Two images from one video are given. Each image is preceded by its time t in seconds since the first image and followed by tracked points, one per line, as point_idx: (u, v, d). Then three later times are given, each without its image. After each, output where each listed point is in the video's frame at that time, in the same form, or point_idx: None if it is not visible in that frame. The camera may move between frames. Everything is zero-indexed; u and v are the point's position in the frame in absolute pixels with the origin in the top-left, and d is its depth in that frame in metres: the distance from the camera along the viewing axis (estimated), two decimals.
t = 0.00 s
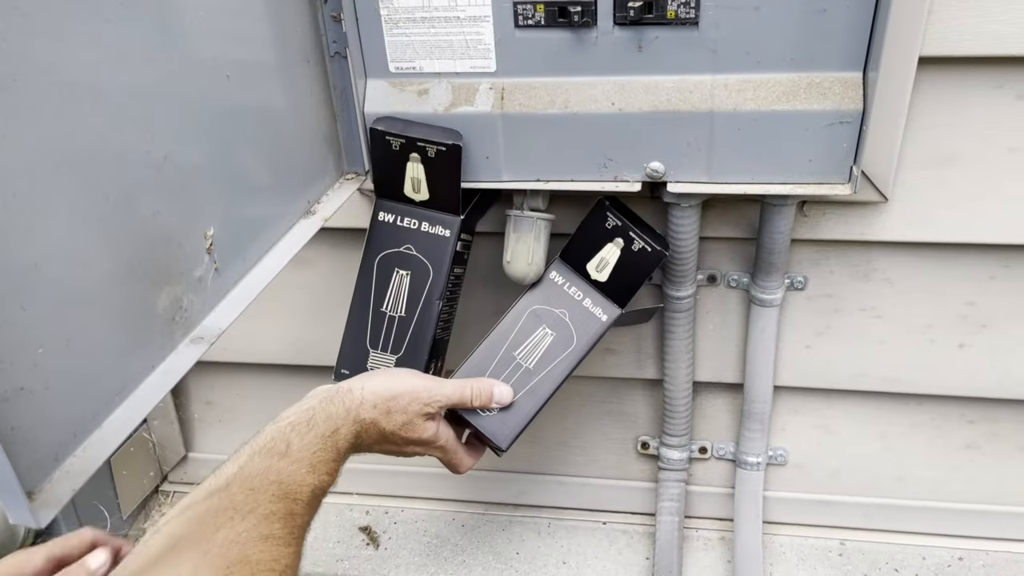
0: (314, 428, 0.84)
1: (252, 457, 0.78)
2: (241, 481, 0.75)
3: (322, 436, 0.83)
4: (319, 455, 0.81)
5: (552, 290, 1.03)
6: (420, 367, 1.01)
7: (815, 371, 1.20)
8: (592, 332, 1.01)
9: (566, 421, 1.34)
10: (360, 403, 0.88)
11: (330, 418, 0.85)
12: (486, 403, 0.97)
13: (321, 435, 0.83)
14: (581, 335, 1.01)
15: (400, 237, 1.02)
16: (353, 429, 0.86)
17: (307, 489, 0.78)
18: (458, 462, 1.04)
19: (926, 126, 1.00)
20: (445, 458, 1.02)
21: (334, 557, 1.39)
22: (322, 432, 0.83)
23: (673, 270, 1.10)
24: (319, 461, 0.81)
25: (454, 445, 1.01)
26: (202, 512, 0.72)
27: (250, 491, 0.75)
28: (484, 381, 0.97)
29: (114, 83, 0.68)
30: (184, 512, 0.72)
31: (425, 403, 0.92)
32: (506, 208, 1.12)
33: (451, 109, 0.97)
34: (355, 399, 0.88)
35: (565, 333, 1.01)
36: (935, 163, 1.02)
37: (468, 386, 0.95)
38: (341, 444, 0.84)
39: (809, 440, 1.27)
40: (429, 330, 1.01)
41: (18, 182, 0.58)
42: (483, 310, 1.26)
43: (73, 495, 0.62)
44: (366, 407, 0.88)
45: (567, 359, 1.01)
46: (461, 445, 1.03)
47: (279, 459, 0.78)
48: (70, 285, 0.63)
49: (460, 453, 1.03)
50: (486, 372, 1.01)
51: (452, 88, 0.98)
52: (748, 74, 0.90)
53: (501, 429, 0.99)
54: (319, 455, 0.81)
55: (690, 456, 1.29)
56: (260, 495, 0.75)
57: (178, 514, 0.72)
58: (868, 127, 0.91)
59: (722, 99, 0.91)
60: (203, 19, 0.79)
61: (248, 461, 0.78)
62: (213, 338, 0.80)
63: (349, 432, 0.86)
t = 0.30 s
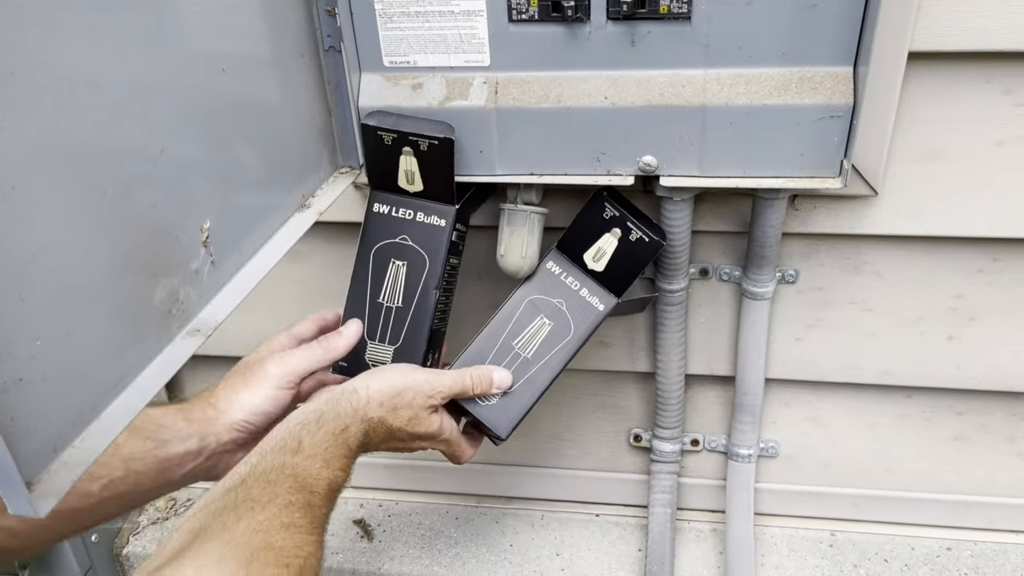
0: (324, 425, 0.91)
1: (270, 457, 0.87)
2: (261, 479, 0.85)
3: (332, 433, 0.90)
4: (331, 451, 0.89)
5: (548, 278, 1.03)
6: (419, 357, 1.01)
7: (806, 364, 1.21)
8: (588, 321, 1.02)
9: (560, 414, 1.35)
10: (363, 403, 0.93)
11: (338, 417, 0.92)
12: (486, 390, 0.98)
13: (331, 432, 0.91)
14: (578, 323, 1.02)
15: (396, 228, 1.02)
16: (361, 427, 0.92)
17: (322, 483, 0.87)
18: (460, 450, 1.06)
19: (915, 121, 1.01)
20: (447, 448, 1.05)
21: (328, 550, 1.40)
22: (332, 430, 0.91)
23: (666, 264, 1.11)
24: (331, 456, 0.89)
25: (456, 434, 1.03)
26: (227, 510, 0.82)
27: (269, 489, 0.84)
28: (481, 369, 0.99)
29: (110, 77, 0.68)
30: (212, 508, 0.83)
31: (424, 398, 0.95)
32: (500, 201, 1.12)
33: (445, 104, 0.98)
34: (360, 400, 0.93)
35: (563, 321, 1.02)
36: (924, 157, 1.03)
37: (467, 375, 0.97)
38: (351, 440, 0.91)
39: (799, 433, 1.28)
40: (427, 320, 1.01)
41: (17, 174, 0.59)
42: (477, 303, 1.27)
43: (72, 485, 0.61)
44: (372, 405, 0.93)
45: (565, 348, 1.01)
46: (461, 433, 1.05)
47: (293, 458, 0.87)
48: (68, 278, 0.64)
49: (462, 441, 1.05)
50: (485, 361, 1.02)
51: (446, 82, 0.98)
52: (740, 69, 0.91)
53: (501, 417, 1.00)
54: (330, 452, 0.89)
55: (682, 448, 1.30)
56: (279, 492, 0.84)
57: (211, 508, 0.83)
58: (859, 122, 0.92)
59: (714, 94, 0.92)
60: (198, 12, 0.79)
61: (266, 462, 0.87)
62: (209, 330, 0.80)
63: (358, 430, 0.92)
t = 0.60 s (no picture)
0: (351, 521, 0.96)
1: (295, 548, 0.95)
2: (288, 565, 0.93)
3: (356, 530, 0.96)
4: (354, 549, 0.95)
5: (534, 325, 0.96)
6: (433, 334, 1.01)
7: (805, 362, 1.21)
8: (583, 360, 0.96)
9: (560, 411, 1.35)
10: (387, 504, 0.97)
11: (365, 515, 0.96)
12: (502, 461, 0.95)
13: (355, 528, 0.96)
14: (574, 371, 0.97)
15: (401, 210, 1.03)
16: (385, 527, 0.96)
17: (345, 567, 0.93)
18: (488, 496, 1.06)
19: (915, 119, 1.01)
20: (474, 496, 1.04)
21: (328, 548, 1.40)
22: (356, 528, 0.96)
23: (666, 261, 1.11)
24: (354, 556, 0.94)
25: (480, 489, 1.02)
26: None
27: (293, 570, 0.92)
28: (496, 443, 0.96)
29: (110, 76, 0.68)
30: None
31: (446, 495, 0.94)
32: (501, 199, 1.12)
33: (447, 101, 0.98)
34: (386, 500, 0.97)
35: (559, 366, 0.96)
36: (924, 155, 1.03)
37: (484, 456, 0.93)
38: (374, 538, 0.96)
39: (799, 431, 1.28)
40: (437, 298, 1.01)
41: (19, 174, 0.58)
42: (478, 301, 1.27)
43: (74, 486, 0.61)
44: (394, 506, 0.97)
45: (564, 393, 0.97)
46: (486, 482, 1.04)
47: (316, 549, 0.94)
48: (70, 277, 0.64)
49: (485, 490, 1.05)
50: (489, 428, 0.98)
51: (447, 80, 0.98)
52: (741, 67, 0.91)
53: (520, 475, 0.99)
54: (353, 549, 0.95)
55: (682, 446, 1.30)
56: None
57: None
58: (859, 121, 0.92)
59: (715, 92, 0.92)
60: (199, 11, 0.79)
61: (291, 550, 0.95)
62: (211, 329, 0.80)
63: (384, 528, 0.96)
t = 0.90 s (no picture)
0: (380, 564, 0.96)
1: None
2: None
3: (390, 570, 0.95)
4: None
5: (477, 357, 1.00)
6: (437, 332, 1.01)
7: (805, 362, 1.21)
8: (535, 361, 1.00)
9: (559, 411, 1.35)
10: (417, 541, 0.97)
11: (399, 553, 0.96)
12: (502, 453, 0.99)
13: (391, 567, 0.96)
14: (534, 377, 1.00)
15: (400, 209, 1.03)
16: (419, 564, 0.97)
17: None
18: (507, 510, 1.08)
19: (916, 119, 1.01)
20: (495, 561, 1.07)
21: (326, 548, 1.39)
22: (390, 565, 0.96)
23: (666, 261, 1.10)
24: None
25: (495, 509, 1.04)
26: None
27: None
28: (489, 437, 0.99)
29: (106, 74, 0.67)
30: None
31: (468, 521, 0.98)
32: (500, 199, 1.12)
33: (446, 101, 0.97)
34: (417, 536, 0.97)
35: (515, 373, 1.00)
36: (924, 155, 1.03)
37: (486, 448, 0.98)
38: None
39: (799, 431, 1.28)
40: (440, 296, 1.01)
41: (16, 172, 0.58)
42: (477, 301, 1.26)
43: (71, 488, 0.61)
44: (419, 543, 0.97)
45: (532, 356, 0.99)
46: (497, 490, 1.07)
47: None
48: (68, 277, 0.63)
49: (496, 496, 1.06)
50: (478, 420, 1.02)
51: (446, 79, 0.98)
52: (742, 67, 0.90)
53: (527, 457, 1.01)
54: None
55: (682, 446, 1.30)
56: None
57: None
58: (860, 120, 0.92)
59: (716, 91, 0.91)
60: (196, 11, 0.78)
61: None
62: (208, 330, 0.80)
63: (417, 568, 0.96)
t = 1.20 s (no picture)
0: (379, 504, 0.95)
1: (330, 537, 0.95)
2: (323, 554, 0.93)
3: (390, 507, 0.95)
4: (389, 526, 0.94)
5: (465, 348, 1.00)
6: (434, 336, 0.99)
7: (806, 363, 1.20)
8: (525, 346, 0.99)
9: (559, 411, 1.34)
10: (415, 476, 0.96)
11: (398, 491, 0.95)
12: (497, 381, 0.96)
13: (392, 506, 0.95)
14: (521, 363, 0.99)
15: (396, 210, 1.00)
16: (419, 498, 0.96)
17: (381, 560, 0.92)
18: (505, 439, 1.06)
19: (918, 119, 1.00)
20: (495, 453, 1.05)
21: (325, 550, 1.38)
22: (390, 505, 0.95)
23: (666, 261, 1.10)
24: (389, 529, 0.94)
25: (492, 435, 1.03)
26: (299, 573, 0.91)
27: (331, 555, 0.92)
28: (483, 368, 0.97)
29: (102, 73, 0.66)
30: None
31: (466, 447, 0.96)
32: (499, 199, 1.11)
33: (445, 100, 0.97)
34: (415, 470, 0.96)
35: (513, 307, 0.98)
36: (927, 155, 1.02)
37: (477, 380, 0.95)
38: (409, 513, 0.95)
39: (800, 432, 1.28)
40: (436, 298, 0.99)
41: (8, 173, 0.57)
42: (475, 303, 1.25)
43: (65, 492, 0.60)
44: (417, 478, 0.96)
45: (529, 295, 0.98)
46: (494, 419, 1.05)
47: (351, 532, 0.94)
48: (62, 279, 0.62)
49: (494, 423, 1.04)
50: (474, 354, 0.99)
51: (445, 79, 0.97)
52: (743, 66, 0.90)
53: (519, 393, 0.98)
54: (389, 525, 0.94)
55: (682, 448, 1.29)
56: (338, 565, 0.91)
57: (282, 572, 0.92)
58: (862, 120, 0.91)
59: (717, 91, 0.90)
60: (193, 9, 0.78)
61: (327, 539, 0.95)
62: (205, 332, 0.79)
63: (417, 502, 0.96)
